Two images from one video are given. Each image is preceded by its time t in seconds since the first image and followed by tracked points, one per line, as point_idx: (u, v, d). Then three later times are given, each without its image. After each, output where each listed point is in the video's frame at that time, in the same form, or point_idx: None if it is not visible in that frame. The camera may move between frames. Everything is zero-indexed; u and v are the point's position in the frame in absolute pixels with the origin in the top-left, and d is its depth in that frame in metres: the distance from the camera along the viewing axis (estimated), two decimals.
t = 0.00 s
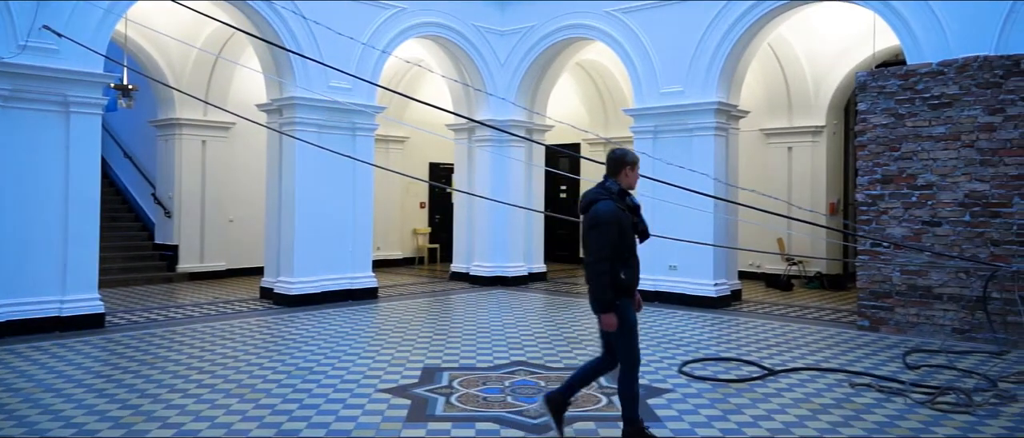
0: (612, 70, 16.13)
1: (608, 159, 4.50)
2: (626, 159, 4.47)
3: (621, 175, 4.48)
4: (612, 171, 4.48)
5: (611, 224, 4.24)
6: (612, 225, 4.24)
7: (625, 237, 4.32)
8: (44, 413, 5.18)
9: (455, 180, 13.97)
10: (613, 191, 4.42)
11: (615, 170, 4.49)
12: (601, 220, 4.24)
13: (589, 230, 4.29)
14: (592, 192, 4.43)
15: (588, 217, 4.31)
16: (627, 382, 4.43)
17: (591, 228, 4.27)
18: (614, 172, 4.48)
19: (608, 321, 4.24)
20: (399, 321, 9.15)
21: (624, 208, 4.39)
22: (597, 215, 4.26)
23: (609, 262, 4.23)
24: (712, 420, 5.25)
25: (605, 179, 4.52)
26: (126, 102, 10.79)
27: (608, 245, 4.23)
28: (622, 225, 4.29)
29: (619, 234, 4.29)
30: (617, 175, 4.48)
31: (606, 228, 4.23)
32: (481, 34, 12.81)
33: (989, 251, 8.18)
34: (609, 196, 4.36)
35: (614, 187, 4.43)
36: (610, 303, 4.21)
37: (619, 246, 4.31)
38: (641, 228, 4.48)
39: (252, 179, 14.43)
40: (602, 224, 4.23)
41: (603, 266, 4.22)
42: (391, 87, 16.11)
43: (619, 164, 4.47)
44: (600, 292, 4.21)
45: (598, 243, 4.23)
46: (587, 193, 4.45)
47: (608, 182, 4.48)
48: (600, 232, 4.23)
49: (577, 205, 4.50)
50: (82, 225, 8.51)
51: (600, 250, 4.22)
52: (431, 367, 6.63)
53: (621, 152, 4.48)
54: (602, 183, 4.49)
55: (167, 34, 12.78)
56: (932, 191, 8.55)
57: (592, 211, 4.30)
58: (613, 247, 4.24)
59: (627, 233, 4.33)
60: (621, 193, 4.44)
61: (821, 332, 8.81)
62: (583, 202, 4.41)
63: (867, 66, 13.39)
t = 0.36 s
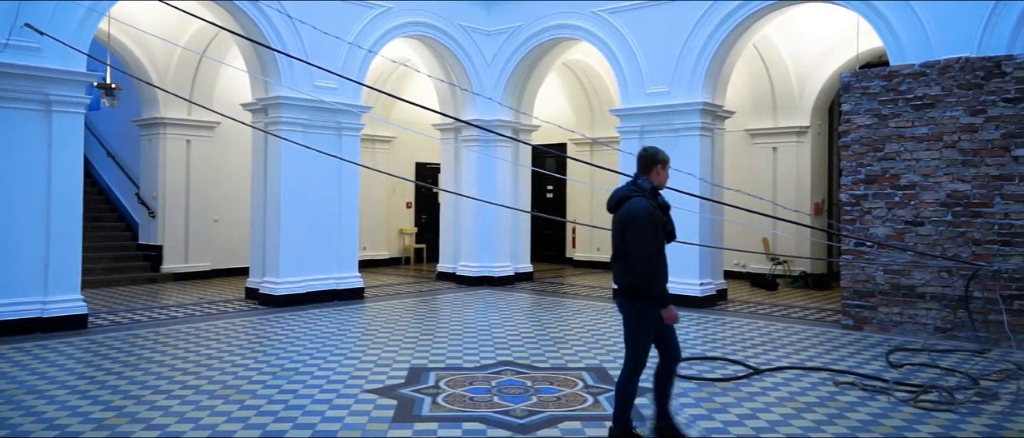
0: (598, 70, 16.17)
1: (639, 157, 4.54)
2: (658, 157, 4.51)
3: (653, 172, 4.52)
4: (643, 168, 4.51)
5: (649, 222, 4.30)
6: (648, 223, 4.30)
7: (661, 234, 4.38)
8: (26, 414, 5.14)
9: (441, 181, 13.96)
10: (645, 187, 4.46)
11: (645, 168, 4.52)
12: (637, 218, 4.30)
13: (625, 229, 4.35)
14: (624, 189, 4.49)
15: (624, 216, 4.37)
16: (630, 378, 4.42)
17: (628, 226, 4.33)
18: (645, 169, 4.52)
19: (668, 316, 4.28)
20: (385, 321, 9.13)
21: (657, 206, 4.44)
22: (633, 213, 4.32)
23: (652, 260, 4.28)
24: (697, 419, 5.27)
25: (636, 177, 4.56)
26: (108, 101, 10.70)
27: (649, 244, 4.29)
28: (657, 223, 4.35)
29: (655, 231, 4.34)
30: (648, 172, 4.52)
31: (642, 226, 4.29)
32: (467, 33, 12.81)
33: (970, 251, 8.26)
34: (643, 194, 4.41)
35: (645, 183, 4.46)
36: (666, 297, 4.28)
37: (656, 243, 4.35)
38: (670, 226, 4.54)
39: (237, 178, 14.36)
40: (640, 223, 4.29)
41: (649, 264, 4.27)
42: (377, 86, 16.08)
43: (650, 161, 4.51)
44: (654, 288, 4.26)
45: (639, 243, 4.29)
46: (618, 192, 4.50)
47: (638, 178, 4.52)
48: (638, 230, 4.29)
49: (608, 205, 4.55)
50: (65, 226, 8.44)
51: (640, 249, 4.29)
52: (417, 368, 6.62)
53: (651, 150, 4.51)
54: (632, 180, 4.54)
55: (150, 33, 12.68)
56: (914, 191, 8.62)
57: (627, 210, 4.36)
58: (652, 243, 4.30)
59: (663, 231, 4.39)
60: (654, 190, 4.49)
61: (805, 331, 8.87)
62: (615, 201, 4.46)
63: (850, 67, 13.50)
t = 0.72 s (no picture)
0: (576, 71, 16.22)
1: (664, 161, 4.58)
2: (685, 162, 4.56)
3: (681, 177, 4.56)
4: (670, 172, 4.55)
5: (678, 224, 4.32)
6: (677, 224, 4.33)
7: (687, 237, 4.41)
8: None
9: (419, 180, 13.93)
10: (672, 191, 4.49)
11: (670, 171, 4.56)
12: (667, 219, 4.33)
13: (654, 230, 4.38)
14: (651, 192, 4.52)
15: (652, 217, 4.39)
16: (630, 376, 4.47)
17: (656, 227, 4.35)
18: (672, 174, 4.55)
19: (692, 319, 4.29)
20: (361, 322, 9.10)
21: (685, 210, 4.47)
22: (662, 214, 4.34)
23: (680, 261, 4.30)
24: (671, 417, 5.31)
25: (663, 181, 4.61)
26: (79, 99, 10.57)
27: (678, 246, 4.31)
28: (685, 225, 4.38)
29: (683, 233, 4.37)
30: (676, 177, 4.56)
31: (671, 227, 4.31)
32: (445, 33, 12.80)
33: (939, 250, 8.39)
34: (670, 196, 4.45)
35: (673, 187, 4.49)
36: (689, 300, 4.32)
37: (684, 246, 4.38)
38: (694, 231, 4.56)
39: (211, 178, 14.23)
40: (668, 224, 4.32)
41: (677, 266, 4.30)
42: (354, 85, 16.01)
43: (676, 166, 4.55)
44: (682, 291, 4.31)
45: (669, 244, 4.31)
46: (645, 195, 4.54)
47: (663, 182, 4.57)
48: (667, 231, 4.32)
49: (635, 208, 4.58)
50: (34, 226, 8.32)
51: (669, 249, 4.31)
52: (393, 368, 6.60)
53: (679, 155, 4.56)
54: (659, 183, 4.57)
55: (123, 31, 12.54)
56: (886, 191, 8.74)
57: (656, 210, 4.39)
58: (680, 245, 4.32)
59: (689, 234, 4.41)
60: (680, 194, 4.53)
61: (779, 330, 8.96)
62: (643, 204, 4.50)
63: (825, 69, 13.65)
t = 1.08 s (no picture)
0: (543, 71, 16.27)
1: (674, 158, 4.59)
2: (693, 160, 4.58)
3: (690, 174, 4.57)
4: (679, 169, 4.57)
5: (685, 219, 4.31)
6: (686, 219, 4.31)
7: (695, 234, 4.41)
8: None
9: (385, 180, 13.88)
10: (681, 188, 4.51)
11: (677, 168, 4.57)
12: (675, 214, 4.31)
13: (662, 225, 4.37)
14: (660, 187, 4.52)
15: (659, 212, 4.39)
16: (673, 380, 4.44)
17: (665, 222, 4.35)
18: (682, 171, 4.57)
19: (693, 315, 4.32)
20: (327, 323, 9.03)
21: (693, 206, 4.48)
22: (670, 209, 4.33)
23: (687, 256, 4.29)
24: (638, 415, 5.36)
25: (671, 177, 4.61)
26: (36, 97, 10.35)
27: (685, 243, 4.29)
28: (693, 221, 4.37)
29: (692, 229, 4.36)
30: (685, 174, 4.57)
31: (682, 222, 4.30)
32: (412, 32, 12.75)
33: (898, 248, 8.57)
34: (679, 192, 4.45)
35: (681, 184, 4.51)
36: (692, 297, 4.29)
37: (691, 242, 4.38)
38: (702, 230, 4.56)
39: (174, 178, 14.02)
40: (676, 219, 4.30)
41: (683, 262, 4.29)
42: (320, 84, 15.88)
43: (685, 163, 4.57)
44: (685, 290, 4.29)
45: (676, 237, 4.29)
46: (653, 189, 4.54)
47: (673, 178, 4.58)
48: (676, 226, 4.30)
49: (642, 203, 4.58)
50: None
51: (676, 243, 4.29)
52: (359, 369, 6.56)
53: (689, 153, 4.58)
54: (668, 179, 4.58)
55: (82, 27, 12.30)
56: (846, 191, 8.90)
57: (665, 204, 4.38)
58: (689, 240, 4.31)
59: (698, 230, 4.40)
60: (688, 190, 4.54)
61: (742, 328, 9.08)
62: (650, 199, 4.49)
63: (787, 71, 13.85)
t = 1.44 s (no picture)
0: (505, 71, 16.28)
1: (678, 161, 4.63)
2: (698, 166, 4.63)
3: (694, 180, 4.62)
4: (681, 173, 4.60)
5: (689, 225, 4.35)
6: (690, 226, 4.36)
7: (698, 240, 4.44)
8: None
9: (347, 180, 13.79)
10: (686, 193, 4.56)
11: (680, 172, 4.61)
12: (680, 220, 4.36)
13: (667, 230, 4.41)
14: (664, 191, 4.56)
15: (664, 217, 4.43)
16: (707, 392, 4.43)
17: (670, 227, 4.39)
18: (684, 174, 4.61)
19: (688, 323, 4.32)
20: (287, 324, 8.94)
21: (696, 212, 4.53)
22: (676, 215, 4.37)
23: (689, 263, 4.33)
24: (599, 414, 5.39)
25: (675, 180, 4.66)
26: None
27: (689, 249, 4.33)
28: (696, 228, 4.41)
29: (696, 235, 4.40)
30: (688, 178, 4.62)
31: (686, 228, 4.34)
32: (375, 30, 12.70)
33: (853, 247, 8.75)
34: (683, 197, 4.49)
35: (686, 189, 4.56)
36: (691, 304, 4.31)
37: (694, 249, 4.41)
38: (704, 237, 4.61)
39: (129, 176, 13.76)
40: (680, 224, 4.34)
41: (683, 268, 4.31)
42: (280, 83, 15.70)
43: (687, 166, 4.61)
44: (685, 295, 4.30)
45: (680, 243, 4.33)
46: (657, 193, 4.58)
47: (677, 181, 4.62)
48: (681, 231, 4.34)
49: (645, 206, 4.63)
50: None
51: (680, 249, 4.33)
52: (319, 371, 6.51)
53: (692, 158, 4.62)
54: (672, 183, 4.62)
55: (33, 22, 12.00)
56: (803, 191, 9.06)
57: (671, 210, 4.42)
58: (691, 247, 4.35)
59: (700, 236, 4.45)
60: (692, 196, 4.59)
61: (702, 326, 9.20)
62: (655, 203, 4.53)
63: (746, 73, 14.06)
